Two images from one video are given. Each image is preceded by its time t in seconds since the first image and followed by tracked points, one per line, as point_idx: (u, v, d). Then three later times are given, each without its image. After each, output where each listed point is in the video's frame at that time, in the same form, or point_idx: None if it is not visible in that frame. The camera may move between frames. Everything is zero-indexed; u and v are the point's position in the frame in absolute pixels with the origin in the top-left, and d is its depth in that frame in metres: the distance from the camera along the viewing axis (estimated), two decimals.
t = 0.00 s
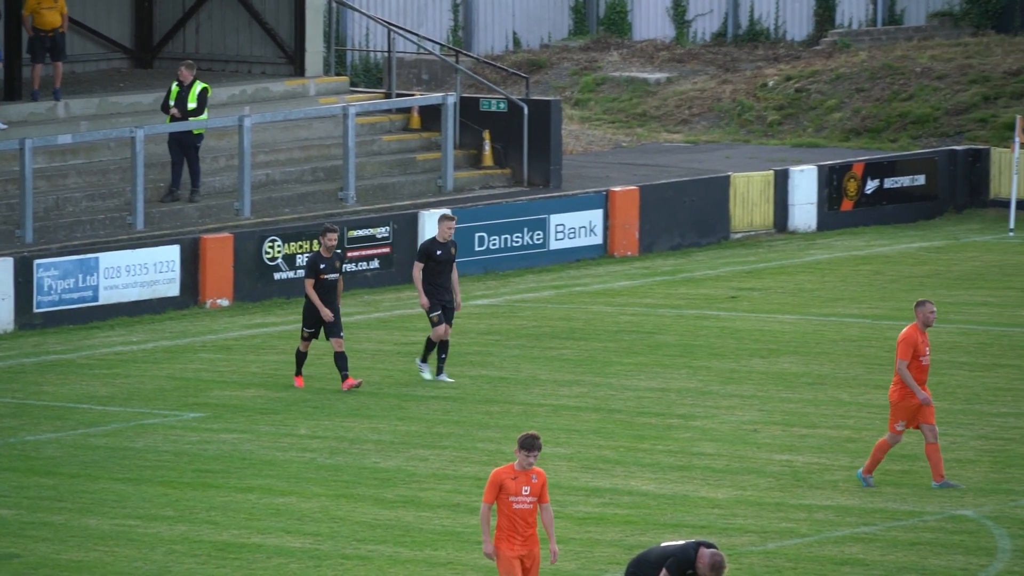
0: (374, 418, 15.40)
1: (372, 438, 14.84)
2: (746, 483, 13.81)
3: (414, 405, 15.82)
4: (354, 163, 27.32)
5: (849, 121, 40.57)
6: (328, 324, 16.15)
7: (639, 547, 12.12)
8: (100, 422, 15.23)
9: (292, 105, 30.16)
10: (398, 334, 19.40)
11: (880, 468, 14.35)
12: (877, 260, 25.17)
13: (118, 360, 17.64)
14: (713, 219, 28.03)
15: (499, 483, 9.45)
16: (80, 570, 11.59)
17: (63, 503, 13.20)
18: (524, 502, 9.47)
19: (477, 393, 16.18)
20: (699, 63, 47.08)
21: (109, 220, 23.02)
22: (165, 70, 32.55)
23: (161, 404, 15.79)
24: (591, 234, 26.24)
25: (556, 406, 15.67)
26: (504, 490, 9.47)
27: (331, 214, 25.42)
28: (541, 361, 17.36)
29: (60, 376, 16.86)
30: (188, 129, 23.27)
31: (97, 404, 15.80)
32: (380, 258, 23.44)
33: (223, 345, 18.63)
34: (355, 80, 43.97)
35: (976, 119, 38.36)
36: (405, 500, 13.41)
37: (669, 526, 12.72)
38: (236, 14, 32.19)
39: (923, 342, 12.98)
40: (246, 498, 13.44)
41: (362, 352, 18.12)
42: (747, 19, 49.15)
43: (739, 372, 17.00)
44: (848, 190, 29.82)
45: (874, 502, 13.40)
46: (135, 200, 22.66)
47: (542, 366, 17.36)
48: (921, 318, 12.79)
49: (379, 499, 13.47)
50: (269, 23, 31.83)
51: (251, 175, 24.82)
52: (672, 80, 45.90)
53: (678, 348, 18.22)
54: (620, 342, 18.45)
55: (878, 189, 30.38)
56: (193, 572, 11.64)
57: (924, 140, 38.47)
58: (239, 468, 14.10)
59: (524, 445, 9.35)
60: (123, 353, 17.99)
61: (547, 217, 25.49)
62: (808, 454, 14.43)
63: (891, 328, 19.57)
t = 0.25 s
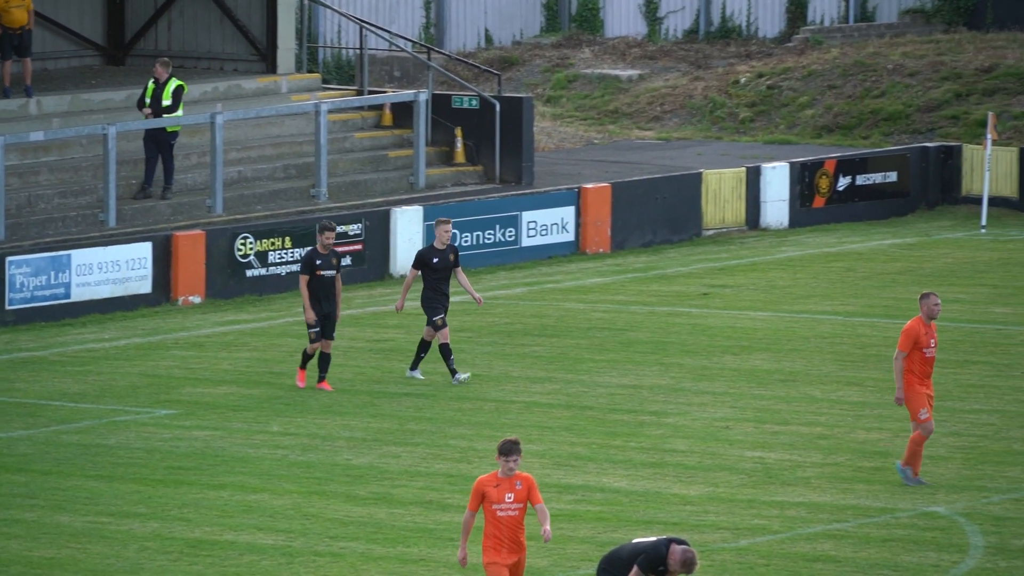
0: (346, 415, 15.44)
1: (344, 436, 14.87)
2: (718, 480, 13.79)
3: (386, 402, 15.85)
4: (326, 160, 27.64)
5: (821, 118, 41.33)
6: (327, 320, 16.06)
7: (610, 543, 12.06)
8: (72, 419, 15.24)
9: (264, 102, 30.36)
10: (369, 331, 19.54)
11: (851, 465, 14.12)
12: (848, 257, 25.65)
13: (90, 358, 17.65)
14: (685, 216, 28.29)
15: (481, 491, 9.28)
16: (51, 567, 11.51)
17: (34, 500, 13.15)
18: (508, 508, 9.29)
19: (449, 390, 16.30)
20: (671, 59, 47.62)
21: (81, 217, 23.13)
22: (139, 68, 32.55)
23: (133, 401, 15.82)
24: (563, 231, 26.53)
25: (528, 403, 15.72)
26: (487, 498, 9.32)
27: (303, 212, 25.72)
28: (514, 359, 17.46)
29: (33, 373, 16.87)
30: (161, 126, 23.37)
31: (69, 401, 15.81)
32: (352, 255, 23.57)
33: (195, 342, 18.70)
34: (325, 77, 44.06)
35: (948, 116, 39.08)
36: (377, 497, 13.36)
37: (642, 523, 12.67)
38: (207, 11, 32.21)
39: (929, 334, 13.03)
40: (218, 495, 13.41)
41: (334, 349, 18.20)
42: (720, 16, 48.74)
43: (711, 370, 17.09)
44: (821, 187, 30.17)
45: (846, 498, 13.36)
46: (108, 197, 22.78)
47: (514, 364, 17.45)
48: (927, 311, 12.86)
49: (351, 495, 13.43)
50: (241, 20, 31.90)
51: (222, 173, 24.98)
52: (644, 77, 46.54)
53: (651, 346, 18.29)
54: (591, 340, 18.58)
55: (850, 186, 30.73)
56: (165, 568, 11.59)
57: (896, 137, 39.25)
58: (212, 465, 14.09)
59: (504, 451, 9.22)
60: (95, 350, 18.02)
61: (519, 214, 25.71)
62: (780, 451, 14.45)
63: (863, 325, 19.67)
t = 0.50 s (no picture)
0: (319, 412, 15.47)
1: (317, 433, 14.89)
2: (692, 477, 13.77)
3: (360, 400, 15.87)
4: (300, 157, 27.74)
5: (794, 115, 41.82)
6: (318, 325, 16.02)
7: (584, 541, 12.03)
8: (45, 416, 15.24)
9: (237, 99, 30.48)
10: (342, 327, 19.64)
11: (824, 463, 14.10)
12: (821, 254, 25.83)
13: (64, 355, 17.66)
14: (657, 213, 28.44)
15: (467, 490, 9.19)
16: (25, 566, 11.46)
17: (8, 497, 13.10)
18: (493, 507, 9.22)
19: (423, 387, 16.38)
20: (644, 57, 48.20)
21: (54, 215, 23.16)
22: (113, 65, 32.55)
23: (107, 399, 15.83)
24: (537, 228, 26.64)
25: (501, 400, 15.77)
26: (471, 497, 9.24)
27: (276, 209, 25.83)
28: (489, 356, 17.51)
29: (6, 370, 16.87)
30: (135, 123, 23.43)
31: (42, 398, 15.81)
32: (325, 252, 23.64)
33: (170, 339, 18.74)
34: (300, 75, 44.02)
35: (921, 113, 39.72)
36: (350, 494, 13.34)
37: (615, 520, 12.65)
38: (181, 9, 32.10)
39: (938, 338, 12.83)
40: (192, 492, 13.39)
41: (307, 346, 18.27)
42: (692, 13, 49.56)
43: (684, 367, 17.13)
44: (793, 184, 30.58)
45: (819, 495, 13.33)
46: (80, 194, 22.82)
47: (486, 361, 17.54)
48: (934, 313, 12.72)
49: (324, 492, 13.41)
50: (214, 17, 31.78)
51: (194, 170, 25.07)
52: (617, 74, 47.13)
53: (624, 343, 18.35)
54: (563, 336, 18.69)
55: (824, 183, 31.16)
56: (140, 566, 11.55)
57: (869, 134, 39.79)
58: (185, 462, 14.08)
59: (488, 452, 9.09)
60: (68, 347, 18.03)
61: (493, 212, 25.75)
62: (753, 449, 14.45)
63: (837, 322, 19.74)
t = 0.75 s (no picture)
0: (294, 409, 15.49)
1: (292, 429, 14.91)
2: (666, 474, 13.75)
3: (335, 397, 15.89)
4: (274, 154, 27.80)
5: (768, 112, 42.28)
6: (318, 321, 15.90)
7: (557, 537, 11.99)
8: (20, 413, 15.24)
9: (211, 96, 30.58)
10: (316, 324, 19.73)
11: (798, 459, 14.11)
12: (794, 250, 25.93)
13: (38, 352, 17.66)
14: (632, 210, 28.67)
15: (454, 495, 9.07)
16: None
17: None
18: (479, 514, 9.09)
19: (397, 383, 16.44)
20: (618, 53, 48.62)
21: (29, 211, 23.14)
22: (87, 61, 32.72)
23: (82, 395, 15.83)
24: (511, 225, 26.70)
25: (475, 397, 15.82)
26: (458, 502, 9.11)
27: (251, 205, 25.85)
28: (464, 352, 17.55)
29: None
30: (110, 118, 23.47)
31: (16, 395, 15.81)
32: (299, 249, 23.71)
33: (146, 335, 18.76)
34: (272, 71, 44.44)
35: (895, 109, 40.17)
36: (325, 491, 13.31)
37: (590, 516, 12.62)
38: (155, 6, 32.32)
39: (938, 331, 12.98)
40: (166, 488, 13.36)
41: (281, 343, 18.32)
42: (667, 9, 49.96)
43: (658, 363, 17.19)
44: (767, 181, 30.92)
45: (793, 491, 13.31)
46: (55, 190, 22.84)
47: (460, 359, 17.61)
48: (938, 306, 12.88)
49: (299, 489, 13.39)
50: (188, 14, 32.04)
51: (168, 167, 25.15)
52: (591, 71, 47.60)
53: (599, 339, 18.42)
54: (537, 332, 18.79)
55: (797, 179, 31.58)
56: (114, 563, 11.51)
57: (842, 131, 40.26)
58: (159, 459, 14.07)
59: (475, 455, 9.03)
60: (43, 344, 18.04)
61: (468, 208, 25.80)
62: (727, 445, 14.46)
63: (812, 319, 19.82)
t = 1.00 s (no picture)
0: (271, 408, 15.50)
1: (268, 428, 14.91)
2: (643, 472, 13.72)
3: (313, 396, 15.89)
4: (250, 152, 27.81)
5: (744, 110, 42.57)
6: (319, 327, 15.75)
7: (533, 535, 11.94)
8: None
9: (188, 94, 30.62)
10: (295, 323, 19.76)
11: (775, 457, 14.11)
12: (771, 248, 25.99)
13: (16, 350, 17.67)
14: (609, 208, 28.83)
15: (447, 494, 8.95)
16: None
17: None
18: (473, 514, 8.96)
19: (374, 381, 16.50)
20: (595, 51, 49.04)
21: (6, 210, 23.12)
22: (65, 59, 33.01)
23: (58, 394, 15.83)
24: (488, 223, 26.67)
25: (452, 395, 15.85)
26: (451, 501, 8.99)
27: (227, 203, 25.78)
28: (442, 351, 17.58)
29: None
30: (86, 116, 23.48)
31: None
32: (276, 247, 23.73)
33: (123, 334, 18.76)
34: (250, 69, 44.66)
35: (871, 107, 40.21)
36: (302, 489, 13.29)
37: (567, 515, 12.58)
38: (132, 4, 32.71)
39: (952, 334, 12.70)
40: (143, 486, 13.33)
41: (258, 342, 18.34)
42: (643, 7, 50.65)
43: (634, 361, 17.22)
44: (744, 179, 31.17)
45: (770, 490, 13.29)
46: (32, 188, 22.84)
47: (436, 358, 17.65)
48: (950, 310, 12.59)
49: (275, 487, 13.37)
50: (165, 12, 32.39)
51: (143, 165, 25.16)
52: (568, 68, 47.85)
53: (576, 338, 18.45)
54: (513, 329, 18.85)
55: (775, 177, 31.89)
56: (89, 561, 11.45)
57: (819, 129, 40.48)
58: (136, 457, 14.05)
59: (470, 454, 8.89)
60: (21, 342, 18.05)
61: (444, 206, 25.96)
62: (704, 443, 14.46)
63: (790, 317, 19.85)
